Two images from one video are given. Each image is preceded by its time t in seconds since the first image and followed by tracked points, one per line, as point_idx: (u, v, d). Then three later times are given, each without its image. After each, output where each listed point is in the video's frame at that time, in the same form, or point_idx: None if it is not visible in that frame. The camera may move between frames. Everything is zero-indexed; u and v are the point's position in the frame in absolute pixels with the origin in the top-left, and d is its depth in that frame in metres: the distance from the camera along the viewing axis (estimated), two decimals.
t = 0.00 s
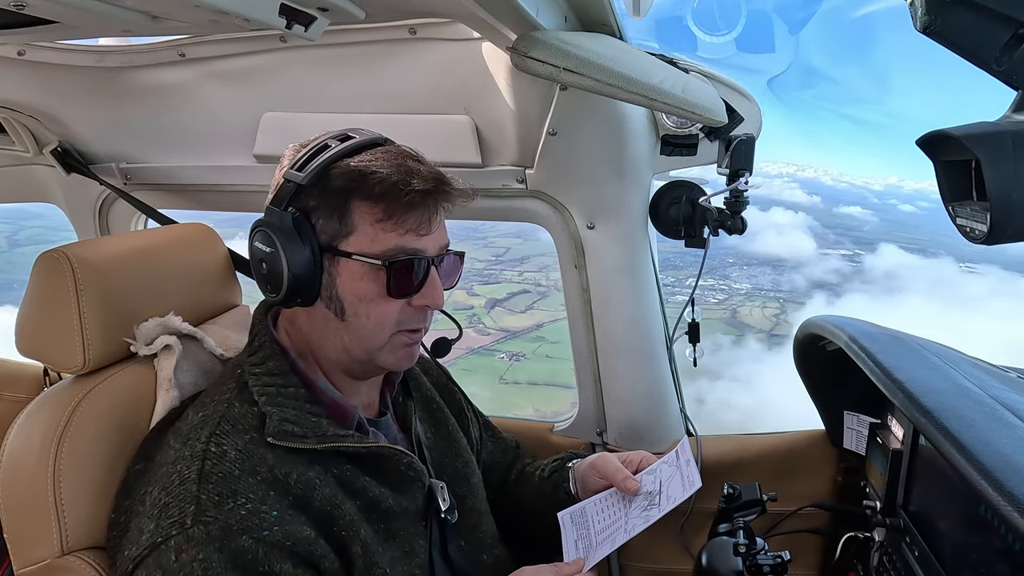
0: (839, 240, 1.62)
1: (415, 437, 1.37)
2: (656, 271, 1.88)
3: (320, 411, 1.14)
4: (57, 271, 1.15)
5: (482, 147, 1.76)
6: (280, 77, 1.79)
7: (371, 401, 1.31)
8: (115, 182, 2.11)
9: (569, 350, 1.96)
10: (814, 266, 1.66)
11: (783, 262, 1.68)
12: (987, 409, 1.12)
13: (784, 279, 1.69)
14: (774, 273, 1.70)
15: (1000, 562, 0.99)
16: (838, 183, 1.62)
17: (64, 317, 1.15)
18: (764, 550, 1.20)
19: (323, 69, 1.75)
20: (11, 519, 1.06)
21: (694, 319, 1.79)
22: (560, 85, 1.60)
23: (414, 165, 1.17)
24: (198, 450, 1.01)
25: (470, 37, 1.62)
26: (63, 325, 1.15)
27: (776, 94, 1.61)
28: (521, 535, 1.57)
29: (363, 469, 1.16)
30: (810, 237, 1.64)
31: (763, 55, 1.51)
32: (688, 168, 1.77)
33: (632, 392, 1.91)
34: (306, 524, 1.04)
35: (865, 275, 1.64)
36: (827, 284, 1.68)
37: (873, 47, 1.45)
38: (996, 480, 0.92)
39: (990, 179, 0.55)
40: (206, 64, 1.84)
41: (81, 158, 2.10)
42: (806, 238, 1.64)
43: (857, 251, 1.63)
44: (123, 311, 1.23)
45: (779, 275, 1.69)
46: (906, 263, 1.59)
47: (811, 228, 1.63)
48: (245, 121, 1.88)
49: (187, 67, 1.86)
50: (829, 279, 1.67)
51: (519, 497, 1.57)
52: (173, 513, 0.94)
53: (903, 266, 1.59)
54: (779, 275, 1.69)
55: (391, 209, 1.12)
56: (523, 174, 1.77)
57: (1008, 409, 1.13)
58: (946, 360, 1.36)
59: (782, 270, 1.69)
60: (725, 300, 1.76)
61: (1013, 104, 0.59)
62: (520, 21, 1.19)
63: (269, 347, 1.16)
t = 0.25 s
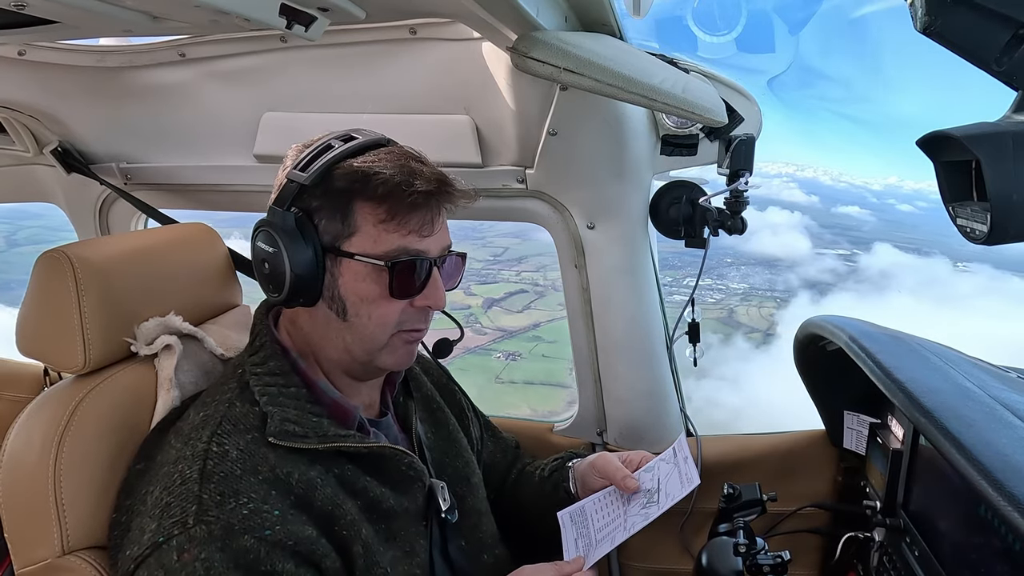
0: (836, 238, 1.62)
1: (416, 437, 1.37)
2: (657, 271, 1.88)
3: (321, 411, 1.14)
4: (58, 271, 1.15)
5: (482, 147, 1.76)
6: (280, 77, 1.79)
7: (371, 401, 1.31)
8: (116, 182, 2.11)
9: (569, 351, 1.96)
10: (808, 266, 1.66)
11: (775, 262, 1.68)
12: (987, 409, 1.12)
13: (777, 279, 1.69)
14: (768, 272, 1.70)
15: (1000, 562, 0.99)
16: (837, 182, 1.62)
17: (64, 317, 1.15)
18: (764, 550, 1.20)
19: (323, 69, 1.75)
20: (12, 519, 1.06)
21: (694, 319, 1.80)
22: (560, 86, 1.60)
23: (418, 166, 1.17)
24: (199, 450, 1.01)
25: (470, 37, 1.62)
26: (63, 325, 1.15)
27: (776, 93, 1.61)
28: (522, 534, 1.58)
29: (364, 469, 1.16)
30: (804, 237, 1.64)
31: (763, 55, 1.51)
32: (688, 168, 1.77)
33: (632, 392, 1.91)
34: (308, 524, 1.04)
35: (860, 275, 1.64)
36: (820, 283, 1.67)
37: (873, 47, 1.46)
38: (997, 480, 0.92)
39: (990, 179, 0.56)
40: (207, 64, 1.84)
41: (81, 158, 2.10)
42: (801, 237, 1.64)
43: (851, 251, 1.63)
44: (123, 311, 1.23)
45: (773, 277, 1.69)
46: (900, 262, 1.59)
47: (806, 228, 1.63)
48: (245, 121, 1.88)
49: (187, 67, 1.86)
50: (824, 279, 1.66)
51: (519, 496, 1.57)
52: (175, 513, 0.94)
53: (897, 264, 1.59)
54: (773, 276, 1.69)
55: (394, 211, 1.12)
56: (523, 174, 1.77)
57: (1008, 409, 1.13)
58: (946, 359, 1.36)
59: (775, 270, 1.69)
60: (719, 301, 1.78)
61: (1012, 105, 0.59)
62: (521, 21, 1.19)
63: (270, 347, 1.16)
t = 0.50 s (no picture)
0: (832, 239, 1.61)
1: (415, 437, 1.37)
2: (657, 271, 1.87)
3: (321, 411, 1.14)
4: (57, 270, 1.15)
5: (482, 147, 1.76)
6: (280, 77, 1.79)
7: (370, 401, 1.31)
8: (115, 182, 2.11)
9: (569, 351, 1.96)
10: (803, 265, 1.65)
11: (769, 261, 1.68)
12: (988, 409, 1.12)
13: (771, 280, 1.69)
14: (761, 271, 1.69)
15: (1000, 562, 0.99)
16: (836, 182, 1.62)
17: (64, 317, 1.15)
18: (764, 550, 1.20)
19: (323, 69, 1.75)
20: (11, 519, 1.06)
21: (694, 319, 1.81)
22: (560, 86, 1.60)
23: (415, 164, 1.17)
24: (199, 450, 1.01)
25: (470, 37, 1.63)
26: (63, 324, 1.15)
27: (776, 94, 1.61)
28: (522, 534, 1.58)
29: (364, 468, 1.16)
30: (799, 237, 1.63)
31: (763, 55, 1.51)
32: (688, 168, 1.77)
33: (632, 392, 1.91)
34: (307, 524, 1.04)
35: (854, 274, 1.64)
36: (814, 282, 1.66)
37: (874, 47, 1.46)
38: (997, 480, 0.92)
39: (990, 179, 0.55)
40: (207, 64, 1.84)
41: (81, 158, 2.10)
42: (796, 236, 1.63)
43: (844, 251, 1.62)
44: (123, 310, 1.23)
45: (767, 276, 1.69)
46: (894, 262, 1.59)
47: (802, 228, 1.63)
48: (245, 121, 1.88)
49: (187, 66, 1.86)
50: (819, 278, 1.65)
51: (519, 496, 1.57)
52: (174, 512, 0.94)
53: (892, 264, 1.59)
54: (767, 276, 1.69)
55: (392, 208, 1.12)
56: (523, 174, 1.76)
57: (1008, 409, 1.13)
58: (946, 359, 1.36)
59: (769, 269, 1.68)
60: (715, 300, 1.78)
61: (1012, 105, 0.59)
62: (521, 21, 1.19)
63: (269, 346, 1.16)
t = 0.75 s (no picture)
0: (829, 238, 1.62)
1: (415, 437, 1.37)
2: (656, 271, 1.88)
3: (320, 413, 1.14)
4: (58, 270, 1.15)
5: (482, 147, 1.76)
6: (281, 77, 1.79)
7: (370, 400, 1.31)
8: (115, 182, 2.11)
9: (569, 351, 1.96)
10: (799, 265, 1.66)
11: (766, 261, 1.69)
12: (987, 409, 1.12)
13: (765, 281, 1.71)
14: (756, 270, 1.71)
15: (999, 562, 0.99)
16: (836, 181, 1.62)
17: (64, 316, 1.15)
18: (763, 550, 1.20)
19: (323, 69, 1.75)
20: (11, 518, 1.06)
21: (694, 319, 1.82)
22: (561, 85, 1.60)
23: (409, 157, 1.17)
24: (197, 453, 1.01)
25: (470, 37, 1.63)
26: (63, 324, 1.15)
27: (776, 94, 1.61)
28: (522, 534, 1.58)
29: (363, 471, 1.16)
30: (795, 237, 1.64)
31: (763, 55, 1.51)
32: (688, 168, 1.77)
33: (631, 392, 1.91)
34: (304, 528, 1.04)
35: (849, 274, 1.65)
36: (809, 282, 1.68)
37: (874, 47, 1.46)
38: (997, 481, 0.92)
39: (990, 178, 0.56)
40: (207, 64, 1.84)
41: (81, 158, 2.10)
42: (792, 236, 1.65)
43: (839, 252, 1.64)
44: (124, 310, 1.23)
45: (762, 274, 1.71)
46: (890, 262, 1.61)
47: (799, 227, 1.64)
48: (246, 121, 1.88)
49: (187, 66, 1.86)
50: (814, 278, 1.67)
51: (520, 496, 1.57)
52: (171, 517, 0.94)
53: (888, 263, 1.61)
54: (762, 275, 1.71)
55: (391, 201, 1.12)
56: (523, 174, 1.76)
57: (1008, 409, 1.13)
58: (946, 360, 1.36)
59: (765, 269, 1.70)
60: (716, 300, 1.79)
61: (1012, 105, 0.59)
62: (521, 21, 1.19)
63: (268, 348, 1.16)
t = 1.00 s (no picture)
0: (825, 238, 1.62)
1: (414, 438, 1.36)
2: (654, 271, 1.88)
3: (318, 414, 1.13)
4: (58, 270, 1.15)
5: (482, 147, 1.76)
6: (281, 77, 1.79)
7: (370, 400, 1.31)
8: (116, 182, 2.11)
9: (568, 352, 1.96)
10: (793, 265, 1.67)
11: (760, 259, 1.69)
12: (987, 410, 1.12)
13: (759, 280, 1.71)
14: (752, 269, 1.71)
15: (999, 562, 0.99)
16: (835, 181, 1.62)
17: (64, 316, 1.15)
18: (763, 551, 1.20)
19: (323, 69, 1.75)
20: (12, 518, 1.06)
21: (694, 319, 1.77)
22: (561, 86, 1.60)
23: (399, 154, 1.17)
24: (194, 454, 1.01)
25: (470, 37, 1.63)
26: (63, 324, 1.15)
27: (776, 94, 1.61)
28: (522, 533, 1.58)
29: (361, 472, 1.16)
30: (791, 237, 1.65)
31: (763, 55, 1.51)
32: (688, 168, 1.77)
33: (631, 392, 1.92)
34: (300, 530, 1.04)
35: (842, 274, 1.65)
36: (804, 281, 1.68)
37: (873, 47, 1.46)
38: (997, 481, 0.92)
39: (990, 179, 0.55)
40: (207, 64, 1.84)
41: (81, 158, 2.10)
42: (787, 236, 1.65)
43: (835, 251, 1.64)
44: (124, 310, 1.22)
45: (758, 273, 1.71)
46: (883, 260, 1.61)
47: (794, 227, 1.64)
48: (246, 120, 1.88)
49: (187, 66, 1.86)
50: (807, 278, 1.67)
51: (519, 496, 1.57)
52: (167, 518, 0.94)
53: (881, 262, 1.61)
54: (758, 274, 1.71)
55: (387, 199, 1.12)
56: (523, 174, 1.76)
57: (1008, 409, 1.13)
58: (945, 360, 1.36)
59: (762, 268, 1.70)
60: (714, 300, 1.77)
61: (1012, 105, 0.59)
62: (521, 21, 1.19)
63: (267, 349, 1.16)
